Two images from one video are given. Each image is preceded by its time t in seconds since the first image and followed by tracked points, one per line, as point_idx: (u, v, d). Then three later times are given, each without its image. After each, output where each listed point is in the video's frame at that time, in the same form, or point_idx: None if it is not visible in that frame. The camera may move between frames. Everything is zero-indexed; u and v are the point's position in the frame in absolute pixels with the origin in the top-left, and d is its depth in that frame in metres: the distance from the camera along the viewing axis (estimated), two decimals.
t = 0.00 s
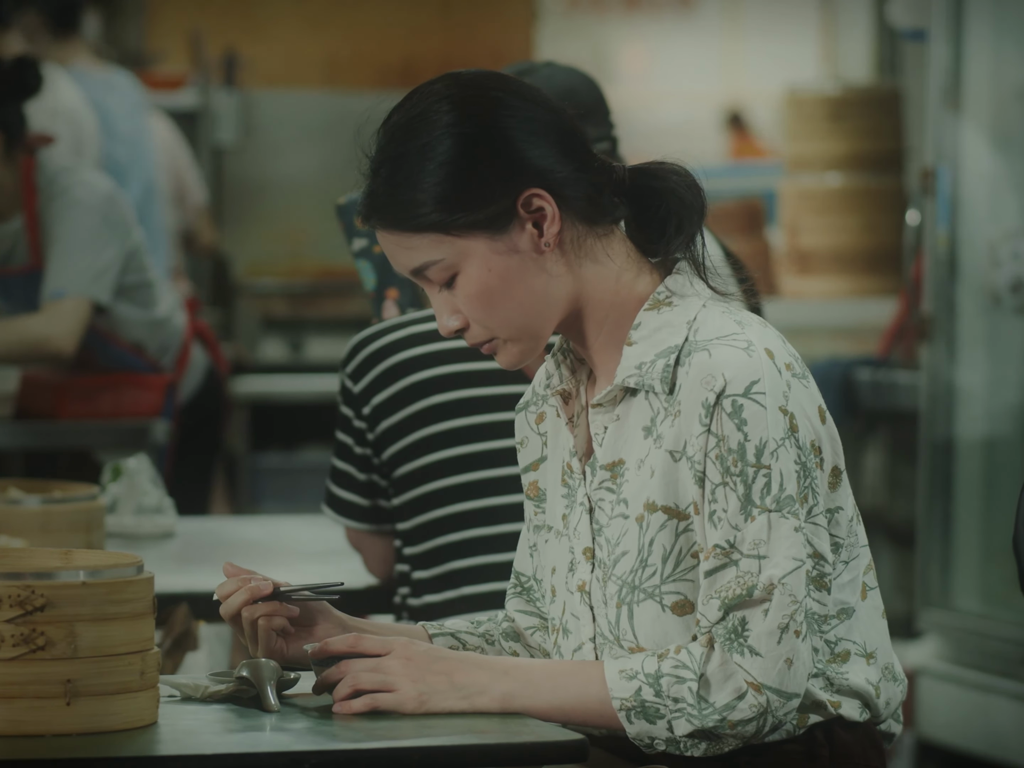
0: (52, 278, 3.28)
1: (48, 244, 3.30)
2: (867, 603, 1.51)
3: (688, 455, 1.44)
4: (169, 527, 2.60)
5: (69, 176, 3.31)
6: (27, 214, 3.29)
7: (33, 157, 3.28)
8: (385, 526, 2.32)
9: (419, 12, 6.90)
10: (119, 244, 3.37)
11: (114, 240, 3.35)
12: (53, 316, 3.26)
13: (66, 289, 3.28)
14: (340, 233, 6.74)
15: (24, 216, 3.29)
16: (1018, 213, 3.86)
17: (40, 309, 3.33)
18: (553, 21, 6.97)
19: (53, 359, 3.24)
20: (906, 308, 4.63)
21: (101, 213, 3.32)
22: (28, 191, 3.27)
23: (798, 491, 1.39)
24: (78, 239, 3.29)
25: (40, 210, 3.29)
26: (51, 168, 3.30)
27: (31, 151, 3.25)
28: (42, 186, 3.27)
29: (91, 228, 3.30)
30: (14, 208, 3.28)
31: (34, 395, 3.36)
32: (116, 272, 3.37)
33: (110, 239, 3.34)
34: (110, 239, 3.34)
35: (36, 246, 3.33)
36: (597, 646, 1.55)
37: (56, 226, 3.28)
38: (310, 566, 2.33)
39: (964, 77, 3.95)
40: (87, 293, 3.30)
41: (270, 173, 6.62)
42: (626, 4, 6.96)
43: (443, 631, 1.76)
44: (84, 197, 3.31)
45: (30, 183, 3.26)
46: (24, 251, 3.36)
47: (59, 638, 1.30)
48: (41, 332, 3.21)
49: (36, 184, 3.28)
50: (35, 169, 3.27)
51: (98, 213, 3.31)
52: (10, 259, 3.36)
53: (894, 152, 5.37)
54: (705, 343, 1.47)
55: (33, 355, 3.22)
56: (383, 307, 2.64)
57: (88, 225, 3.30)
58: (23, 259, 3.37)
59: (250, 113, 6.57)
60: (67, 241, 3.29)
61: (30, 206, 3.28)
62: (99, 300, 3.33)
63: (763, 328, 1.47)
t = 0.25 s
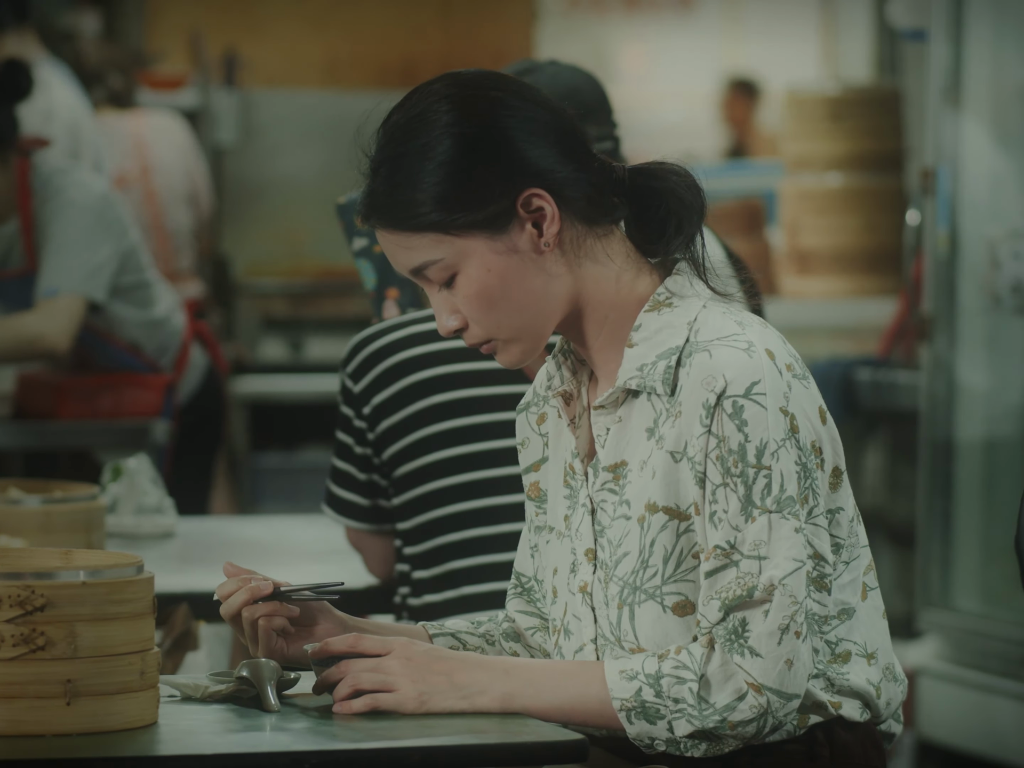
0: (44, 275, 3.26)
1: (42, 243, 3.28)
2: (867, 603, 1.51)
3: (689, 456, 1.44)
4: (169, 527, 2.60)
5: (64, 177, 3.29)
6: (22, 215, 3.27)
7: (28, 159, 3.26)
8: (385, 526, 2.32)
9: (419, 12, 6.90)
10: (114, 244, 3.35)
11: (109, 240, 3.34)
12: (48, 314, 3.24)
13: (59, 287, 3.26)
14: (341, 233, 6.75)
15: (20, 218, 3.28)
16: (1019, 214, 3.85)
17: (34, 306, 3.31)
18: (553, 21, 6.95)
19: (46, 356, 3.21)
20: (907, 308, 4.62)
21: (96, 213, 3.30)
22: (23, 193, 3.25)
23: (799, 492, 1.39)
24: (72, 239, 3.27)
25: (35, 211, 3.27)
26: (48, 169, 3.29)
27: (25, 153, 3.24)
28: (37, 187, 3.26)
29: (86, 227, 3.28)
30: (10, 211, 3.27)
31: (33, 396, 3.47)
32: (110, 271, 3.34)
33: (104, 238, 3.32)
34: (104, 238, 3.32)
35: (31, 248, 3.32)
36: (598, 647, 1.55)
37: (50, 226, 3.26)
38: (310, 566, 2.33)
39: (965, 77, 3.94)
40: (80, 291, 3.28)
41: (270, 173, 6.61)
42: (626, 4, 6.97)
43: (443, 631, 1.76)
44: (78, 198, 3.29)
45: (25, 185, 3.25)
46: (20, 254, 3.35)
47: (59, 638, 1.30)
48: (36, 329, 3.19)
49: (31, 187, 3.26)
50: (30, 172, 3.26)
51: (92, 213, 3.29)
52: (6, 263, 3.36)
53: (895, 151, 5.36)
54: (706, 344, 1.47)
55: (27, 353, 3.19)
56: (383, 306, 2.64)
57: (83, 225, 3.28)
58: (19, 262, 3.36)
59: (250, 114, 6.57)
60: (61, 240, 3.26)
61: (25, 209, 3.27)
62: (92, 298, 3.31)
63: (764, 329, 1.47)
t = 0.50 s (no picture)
0: (41, 281, 3.27)
1: (37, 248, 3.28)
2: (867, 604, 1.51)
3: (689, 456, 1.44)
4: (169, 527, 2.60)
5: (57, 179, 3.28)
6: (17, 218, 3.25)
7: (22, 160, 3.23)
8: (385, 526, 2.32)
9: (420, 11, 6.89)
10: (108, 245, 3.35)
11: (103, 242, 3.34)
12: (42, 319, 3.26)
13: (55, 292, 3.27)
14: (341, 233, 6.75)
15: (14, 220, 3.26)
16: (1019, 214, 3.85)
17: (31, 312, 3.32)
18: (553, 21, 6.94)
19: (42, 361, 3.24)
20: (907, 308, 4.62)
21: (89, 215, 3.30)
22: (17, 196, 3.23)
23: (799, 492, 1.39)
24: (66, 242, 3.27)
25: (29, 214, 3.25)
26: (41, 170, 3.26)
27: (19, 155, 3.20)
28: (31, 190, 3.23)
29: (79, 230, 3.28)
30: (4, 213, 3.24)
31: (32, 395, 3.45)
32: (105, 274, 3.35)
33: (99, 241, 3.32)
34: (98, 240, 3.32)
35: (27, 251, 3.30)
36: (599, 647, 1.55)
37: (44, 230, 3.26)
38: (310, 566, 2.33)
39: (965, 77, 3.94)
40: (75, 295, 3.29)
41: (270, 172, 6.62)
42: (626, 4, 6.96)
43: (443, 631, 1.76)
44: (71, 200, 3.28)
45: (19, 188, 3.22)
46: (14, 256, 3.33)
47: (59, 639, 1.30)
48: (31, 335, 3.21)
49: (25, 189, 3.24)
50: (24, 173, 3.23)
51: (85, 214, 3.29)
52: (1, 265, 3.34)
53: (895, 151, 5.36)
54: (707, 344, 1.47)
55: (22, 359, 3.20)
56: (383, 307, 2.64)
57: (76, 227, 3.28)
58: (13, 264, 3.34)
59: (250, 113, 6.57)
60: (56, 244, 3.26)
61: (19, 211, 3.25)
62: (88, 302, 3.33)
63: (765, 330, 1.47)
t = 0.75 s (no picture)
0: (40, 284, 3.27)
1: (35, 250, 3.28)
2: (867, 604, 1.51)
3: (689, 456, 1.44)
4: (169, 527, 2.60)
5: (54, 180, 3.28)
6: (15, 220, 3.25)
7: (19, 161, 3.23)
8: (385, 526, 2.32)
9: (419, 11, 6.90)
10: (106, 247, 3.35)
11: (101, 243, 3.34)
12: (43, 322, 3.25)
13: (53, 295, 3.27)
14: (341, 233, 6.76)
15: (13, 221, 3.26)
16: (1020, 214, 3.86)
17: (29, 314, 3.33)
18: (553, 20, 6.95)
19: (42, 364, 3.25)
20: (907, 308, 4.63)
21: (86, 216, 3.30)
22: (14, 197, 3.23)
23: (799, 492, 1.39)
24: (64, 243, 3.27)
25: (27, 215, 3.25)
26: (38, 172, 3.26)
27: (16, 155, 3.20)
28: (28, 191, 3.23)
29: (77, 232, 3.28)
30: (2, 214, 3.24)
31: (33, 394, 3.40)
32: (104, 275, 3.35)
33: (97, 242, 3.32)
34: (97, 241, 3.32)
35: (25, 251, 3.30)
36: (600, 648, 1.55)
37: (43, 232, 3.25)
38: (310, 566, 2.33)
39: (965, 78, 3.95)
40: (75, 298, 3.29)
41: (270, 172, 6.62)
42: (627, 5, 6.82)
43: (443, 631, 1.76)
44: (68, 201, 3.28)
45: (16, 188, 3.22)
46: (13, 257, 3.34)
47: (59, 638, 1.30)
48: (29, 338, 3.22)
49: (22, 189, 3.23)
50: (21, 173, 3.23)
51: (83, 216, 3.29)
52: None
53: (895, 151, 5.37)
54: (707, 344, 1.47)
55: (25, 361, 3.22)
56: (383, 306, 2.64)
57: (74, 228, 3.28)
58: (12, 264, 3.35)
59: (250, 114, 6.57)
60: (55, 245, 3.26)
61: (17, 211, 3.24)
62: (87, 304, 3.33)
63: (765, 330, 1.47)
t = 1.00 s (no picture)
0: (40, 285, 3.28)
1: (35, 251, 3.28)
2: (868, 604, 1.51)
3: (690, 457, 1.44)
4: (170, 527, 2.60)
5: (54, 180, 3.28)
6: (15, 220, 3.26)
7: (19, 160, 3.24)
8: (386, 526, 2.31)
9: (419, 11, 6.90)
10: (107, 247, 3.35)
11: (102, 243, 3.34)
12: (43, 325, 3.26)
13: (54, 296, 3.28)
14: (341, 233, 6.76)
15: (14, 221, 3.26)
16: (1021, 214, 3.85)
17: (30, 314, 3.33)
18: (554, 20, 6.95)
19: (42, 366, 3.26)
20: (907, 309, 4.63)
21: (87, 217, 3.30)
22: (15, 196, 3.23)
23: (800, 493, 1.39)
24: (64, 244, 3.26)
25: (27, 214, 3.26)
26: (39, 172, 3.26)
27: (16, 155, 3.22)
28: (28, 191, 3.24)
29: (78, 232, 3.28)
30: (3, 213, 3.25)
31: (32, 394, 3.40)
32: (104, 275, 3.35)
33: (98, 242, 3.32)
34: (98, 242, 3.32)
35: (25, 251, 3.31)
36: (600, 648, 1.55)
37: (43, 232, 3.25)
38: (310, 566, 2.33)
39: (966, 78, 3.95)
40: (75, 299, 3.29)
41: (270, 172, 6.62)
42: (627, 4, 6.99)
43: (444, 631, 1.76)
44: (69, 201, 3.27)
45: (17, 188, 3.23)
46: (14, 257, 3.34)
47: (59, 638, 1.30)
48: (28, 339, 3.23)
49: (22, 189, 3.24)
50: (22, 173, 3.24)
51: (83, 217, 3.29)
52: None
53: (896, 151, 5.37)
54: (707, 345, 1.47)
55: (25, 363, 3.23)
56: (383, 307, 2.64)
57: (75, 230, 3.28)
58: (13, 264, 3.35)
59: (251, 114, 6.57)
60: (55, 246, 3.26)
61: (17, 211, 3.25)
62: (88, 305, 3.33)
63: (765, 330, 1.47)
